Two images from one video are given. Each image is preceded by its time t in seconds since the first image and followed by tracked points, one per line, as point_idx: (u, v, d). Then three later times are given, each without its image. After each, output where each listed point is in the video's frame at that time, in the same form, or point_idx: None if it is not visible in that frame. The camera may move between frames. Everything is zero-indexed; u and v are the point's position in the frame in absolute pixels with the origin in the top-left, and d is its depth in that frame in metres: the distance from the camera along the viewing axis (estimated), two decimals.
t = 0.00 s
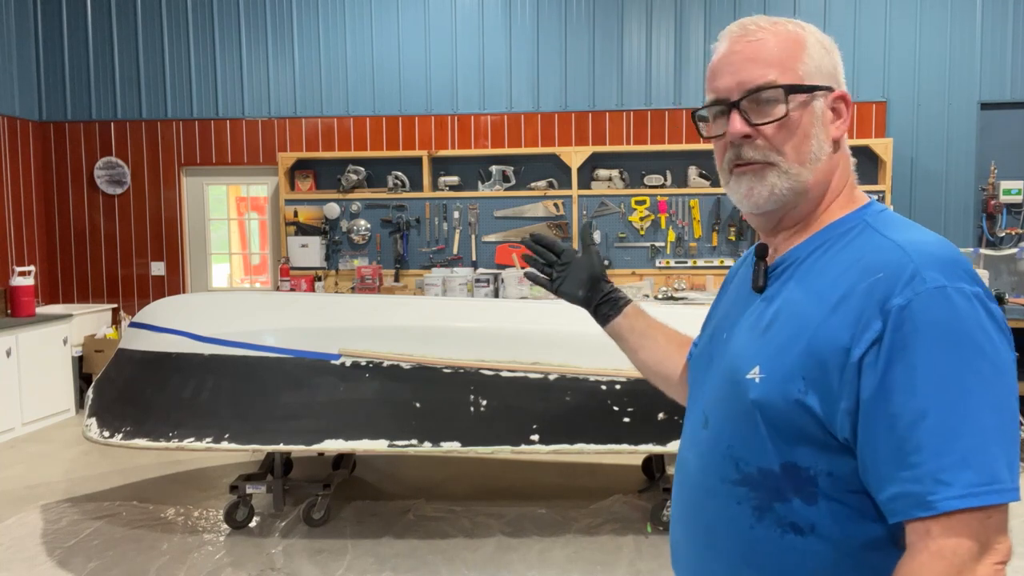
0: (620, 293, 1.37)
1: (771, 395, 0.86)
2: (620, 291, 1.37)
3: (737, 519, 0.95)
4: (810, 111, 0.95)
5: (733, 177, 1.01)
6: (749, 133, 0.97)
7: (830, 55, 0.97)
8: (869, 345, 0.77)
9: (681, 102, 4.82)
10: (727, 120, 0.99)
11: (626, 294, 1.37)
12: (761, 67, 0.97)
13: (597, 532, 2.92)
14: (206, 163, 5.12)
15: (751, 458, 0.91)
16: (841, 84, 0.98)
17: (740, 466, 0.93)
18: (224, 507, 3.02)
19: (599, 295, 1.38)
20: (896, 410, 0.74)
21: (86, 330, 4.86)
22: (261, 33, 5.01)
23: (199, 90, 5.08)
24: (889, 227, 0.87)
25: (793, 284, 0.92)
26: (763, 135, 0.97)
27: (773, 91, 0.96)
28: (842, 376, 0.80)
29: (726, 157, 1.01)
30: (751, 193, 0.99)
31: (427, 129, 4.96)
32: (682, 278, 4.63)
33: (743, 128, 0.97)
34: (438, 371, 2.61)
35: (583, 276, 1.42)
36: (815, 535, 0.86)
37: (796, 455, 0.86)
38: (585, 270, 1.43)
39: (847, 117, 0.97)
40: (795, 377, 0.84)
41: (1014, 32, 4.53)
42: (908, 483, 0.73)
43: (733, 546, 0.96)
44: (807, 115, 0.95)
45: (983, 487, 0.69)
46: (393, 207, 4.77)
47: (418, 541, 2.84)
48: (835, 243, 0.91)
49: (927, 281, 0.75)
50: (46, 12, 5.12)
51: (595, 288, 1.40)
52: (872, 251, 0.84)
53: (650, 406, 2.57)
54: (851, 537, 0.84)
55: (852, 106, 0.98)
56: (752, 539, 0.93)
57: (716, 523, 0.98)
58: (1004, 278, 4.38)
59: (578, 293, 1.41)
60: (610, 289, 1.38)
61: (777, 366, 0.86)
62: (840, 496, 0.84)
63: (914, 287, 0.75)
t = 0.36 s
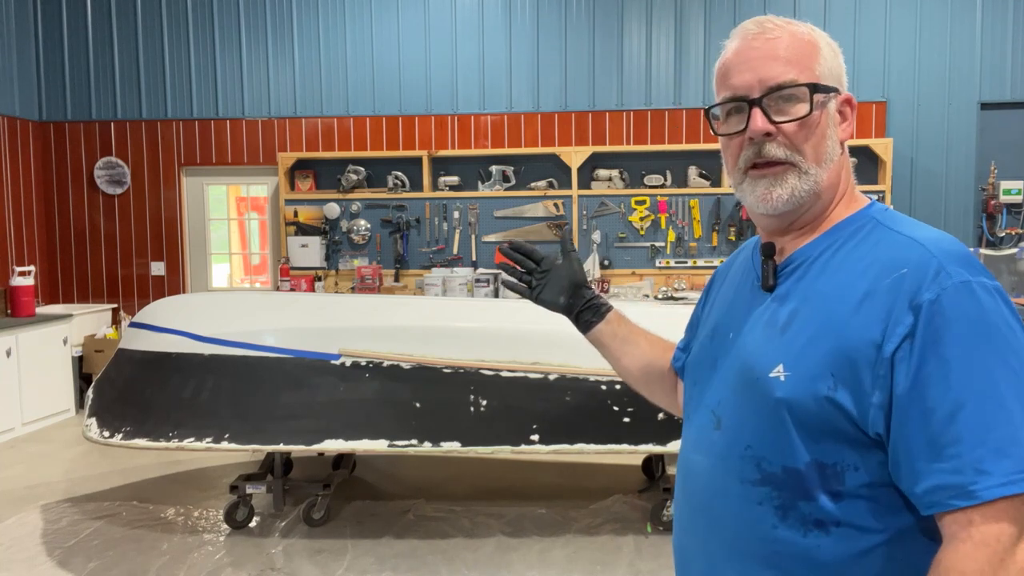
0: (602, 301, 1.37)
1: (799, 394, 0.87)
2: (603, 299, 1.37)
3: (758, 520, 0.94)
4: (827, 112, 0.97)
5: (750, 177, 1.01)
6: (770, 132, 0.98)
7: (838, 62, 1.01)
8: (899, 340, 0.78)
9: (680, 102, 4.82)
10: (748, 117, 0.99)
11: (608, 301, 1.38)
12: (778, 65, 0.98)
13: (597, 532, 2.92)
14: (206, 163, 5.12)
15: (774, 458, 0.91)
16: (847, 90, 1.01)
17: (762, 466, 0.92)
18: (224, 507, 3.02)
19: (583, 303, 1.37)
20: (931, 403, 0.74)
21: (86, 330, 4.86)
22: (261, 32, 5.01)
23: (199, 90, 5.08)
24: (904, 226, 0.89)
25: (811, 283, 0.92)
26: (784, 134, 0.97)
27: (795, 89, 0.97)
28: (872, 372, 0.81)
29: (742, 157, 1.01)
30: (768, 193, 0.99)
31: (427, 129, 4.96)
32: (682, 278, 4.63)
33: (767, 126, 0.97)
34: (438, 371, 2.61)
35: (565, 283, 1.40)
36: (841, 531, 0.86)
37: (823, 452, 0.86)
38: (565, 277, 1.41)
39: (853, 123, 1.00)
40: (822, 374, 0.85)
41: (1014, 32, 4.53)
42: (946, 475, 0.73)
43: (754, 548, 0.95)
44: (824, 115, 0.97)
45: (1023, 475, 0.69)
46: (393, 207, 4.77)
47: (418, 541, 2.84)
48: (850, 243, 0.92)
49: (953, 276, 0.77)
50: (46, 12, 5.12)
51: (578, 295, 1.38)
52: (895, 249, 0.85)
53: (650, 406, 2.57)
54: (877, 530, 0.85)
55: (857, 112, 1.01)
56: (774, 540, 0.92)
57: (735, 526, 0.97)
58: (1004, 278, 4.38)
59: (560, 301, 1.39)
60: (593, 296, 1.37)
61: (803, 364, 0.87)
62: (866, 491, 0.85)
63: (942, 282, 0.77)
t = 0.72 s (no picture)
0: (594, 310, 1.36)
1: (817, 391, 0.87)
2: (595, 308, 1.36)
3: (778, 521, 0.94)
4: (832, 111, 0.98)
5: (757, 173, 1.00)
6: (777, 128, 0.97)
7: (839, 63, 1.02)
8: (916, 334, 0.79)
9: (680, 102, 4.82)
10: (757, 114, 0.98)
11: (600, 310, 1.36)
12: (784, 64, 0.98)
13: (597, 532, 2.92)
14: (206, 163, 5.12)
15: (794, 457, 0.90)
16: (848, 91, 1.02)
17: (782, 466, 0.92)
18: (224, 507, 3.02)
19: (574, 314, 1.35)
20: (950, 394, 0.75)
21: (86, 330, 4.86)
22: (261, 32, 5.01)
23: (199, 90, 5.08)
24: (908, 222, 0.91)
25: (823, 280, 0.92)
26: (793, 130, 0.97)
27: (802, 87, 0.97)
28: (891, 366, 0.81)
29: (749, 154, 1.00)
30: (775, 189, 0.98)
31: (427, 129, 4.96)
32: (682, 278, 4.63)
33: (776, 122, 0.97)
34: (438, 371, 2.61)
35: (555, 294, 1.37)
36: (864, 527, 0.87)
37: (842, 449, 0.86)
38: (555, 288, 1.38)
39: (854, 123, 1.02)
40: (840, 371, 0.85)
41: (1014, 32, 4.53)
42: (968, 465, 0.73)
43: (776, 550, 0.94)
44: (828, 113, 0.97)
45: None
46: (393, 207, 4.77)
47: (418, 541, 2.83)
48: (855, 240, 0.93)
49: (965, 269, 0.78)
50: (46, 12, 5.12)
51: (569, 306, 1.36)
52: (904, 244, 0.86)
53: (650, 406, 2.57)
54: (900, 524, 0.85)
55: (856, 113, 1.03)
56: (796, 540, 0.92)
57: (756, 528, 0.97)
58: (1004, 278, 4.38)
59: (552, 313, 1.36)
60: (584, 306, 1.36)
61: (820, 362, 0.87)
62: (886, 487, 0.85)
63: (954, 275, 0.78)
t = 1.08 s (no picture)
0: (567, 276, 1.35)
1: (822, 384, 0.87)
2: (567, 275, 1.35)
3: (785, 514, 0.94)
4: (822, 115, 0.98)
5: (754, 183, 1.01)
6: (767, 139, 0.98)
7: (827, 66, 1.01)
8: (918, 326, 0.79)
9: (680, 103, 4.82)
10: (747, 126, 0.99)
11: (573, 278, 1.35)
12: (769, 75, 0.98)
13: (597, 532, 2.92)
14: (206, 163, 5.12)
15: (800, 450, 0.90)
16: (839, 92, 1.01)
17: (788, 459, 0.92)
18: (224, 507, 3.03)
19: (547, 277, 1.34)
20: (953, 384, 0.75)
21: (86, 330, 4.86)
22: (261, 32, 5.01)
23: (199, 90, 5.08)
24: (910, 218, 0.91)
25: (828, 275, 0.92)
26: (784, 138, 0.97)
27: (789, 96, 0.97)
28: (894, 357, 0.81)
29: (744, 167, 1.01)
30: (774, 198, 0.99)
31: (427, 129, 4.96)
32: (682, 278, 4.63)
33: (765, 133, 0.97)
34: (438, 371, 2.61)
35: (530, 259, 1.37)
36: (869, 520, 0.87)
37: (849, 442, 0.86)
38: (529, 254, 1.38)
39: (849, 123, 1.01)
40: (844, 363, 0.85)
41: (1014, 32, 4.53)
42: (972, 453, 0.73)
43: (782, 543, 0.94)
44: (816, 118, 0.97)
45: None
46: (393, 207, 4.77)
47: (418, 541, 2.83)
48: (859, 235, 0.93)
49: (967, 262, 0.78)
50: (46, 12, 5.12)
51: (541, 270, 1.35)
52: (908, 238, 0.86)
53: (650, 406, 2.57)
54: (904, 517, 0.85)
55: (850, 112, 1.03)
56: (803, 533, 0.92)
57: (763, 522, 0.97)
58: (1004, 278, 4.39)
59: (525, 277, 1.36)
60: (558, 270, 1.35)
61: (825, 356, 0.87)
62: (891, 480, 0.85)
63: (956, 267, 0.78)
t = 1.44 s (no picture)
0: (616, 354, 1.41)
1: (808, 388, 0.87)
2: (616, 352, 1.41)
3: (773, 515, 0.94)
4: (803, 117, 0.95)
5: (729, 188, 1.02)
6: (740, 142, 0.98)
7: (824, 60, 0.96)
8: (902, 333, 0.78)
9: (680, 102, 4.83)
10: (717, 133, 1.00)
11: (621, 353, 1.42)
12: (753, 73, 0.96)
13: (597, 532, 2.92)
14: (206, 163, 5.12)
15: (787, 453, 0.91)
16: (838, 87, 0.96)
17: (776, 461, 0.92)
18: (225, 507, 3.03)
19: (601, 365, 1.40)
20: (936, 393, 0.74)
21: (86, 330, 4.86)
22: (261, 32, 5.01)
23: (199, 90, 5.08)
24: (902, 223, 0.90)
25: (818, 280, 0.92)
26: (758, 141, 0.96)
27: (758, 103, 0.96)
28: (879, 363, 0.81)
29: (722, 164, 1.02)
30: (747, 199, 1.00)
31: (427, 129, 4.96)
32: (682, 278, 4.63)
33: (738, 135, 0.97)
34: (438, 371, 2.61)
35: (582, 350, 1.41)
36: (855, 523, 0.87)
37: (835, 447, 0.86)
38: (576, 343, 1.41)
39: (843, 123, 0.96)
40: (830, 368, 0.85)
41: (1014, 32, 4.53)
42: (953, 462, 0.73)
43: (769, 543, 0.95)
44: (795, 122, 0.95)
45: None
46: (393, 207, 4.77)
47: (418, 541, 2.83)
48: (851, 240, 0.92)
49: (955, 269, 0.77)
50: (46, 12, 5.12)
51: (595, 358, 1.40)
52: (897, 244, 0.86)
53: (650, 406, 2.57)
54: (889, 521, 0.85)
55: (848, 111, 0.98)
56: (789, 534, 0.92)
57: (750, 522, 0.97)
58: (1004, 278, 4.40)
59: (575, 366, 1.41)
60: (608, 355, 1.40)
61: (812, 360, 0.87)
62: (878, 484, 0.85)
63: (943, 275, 0.77)
